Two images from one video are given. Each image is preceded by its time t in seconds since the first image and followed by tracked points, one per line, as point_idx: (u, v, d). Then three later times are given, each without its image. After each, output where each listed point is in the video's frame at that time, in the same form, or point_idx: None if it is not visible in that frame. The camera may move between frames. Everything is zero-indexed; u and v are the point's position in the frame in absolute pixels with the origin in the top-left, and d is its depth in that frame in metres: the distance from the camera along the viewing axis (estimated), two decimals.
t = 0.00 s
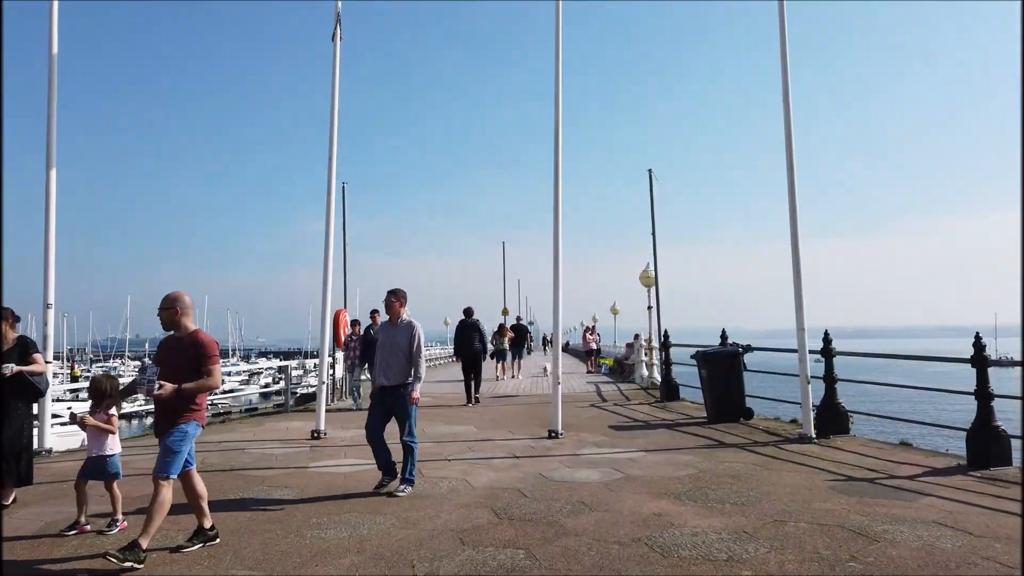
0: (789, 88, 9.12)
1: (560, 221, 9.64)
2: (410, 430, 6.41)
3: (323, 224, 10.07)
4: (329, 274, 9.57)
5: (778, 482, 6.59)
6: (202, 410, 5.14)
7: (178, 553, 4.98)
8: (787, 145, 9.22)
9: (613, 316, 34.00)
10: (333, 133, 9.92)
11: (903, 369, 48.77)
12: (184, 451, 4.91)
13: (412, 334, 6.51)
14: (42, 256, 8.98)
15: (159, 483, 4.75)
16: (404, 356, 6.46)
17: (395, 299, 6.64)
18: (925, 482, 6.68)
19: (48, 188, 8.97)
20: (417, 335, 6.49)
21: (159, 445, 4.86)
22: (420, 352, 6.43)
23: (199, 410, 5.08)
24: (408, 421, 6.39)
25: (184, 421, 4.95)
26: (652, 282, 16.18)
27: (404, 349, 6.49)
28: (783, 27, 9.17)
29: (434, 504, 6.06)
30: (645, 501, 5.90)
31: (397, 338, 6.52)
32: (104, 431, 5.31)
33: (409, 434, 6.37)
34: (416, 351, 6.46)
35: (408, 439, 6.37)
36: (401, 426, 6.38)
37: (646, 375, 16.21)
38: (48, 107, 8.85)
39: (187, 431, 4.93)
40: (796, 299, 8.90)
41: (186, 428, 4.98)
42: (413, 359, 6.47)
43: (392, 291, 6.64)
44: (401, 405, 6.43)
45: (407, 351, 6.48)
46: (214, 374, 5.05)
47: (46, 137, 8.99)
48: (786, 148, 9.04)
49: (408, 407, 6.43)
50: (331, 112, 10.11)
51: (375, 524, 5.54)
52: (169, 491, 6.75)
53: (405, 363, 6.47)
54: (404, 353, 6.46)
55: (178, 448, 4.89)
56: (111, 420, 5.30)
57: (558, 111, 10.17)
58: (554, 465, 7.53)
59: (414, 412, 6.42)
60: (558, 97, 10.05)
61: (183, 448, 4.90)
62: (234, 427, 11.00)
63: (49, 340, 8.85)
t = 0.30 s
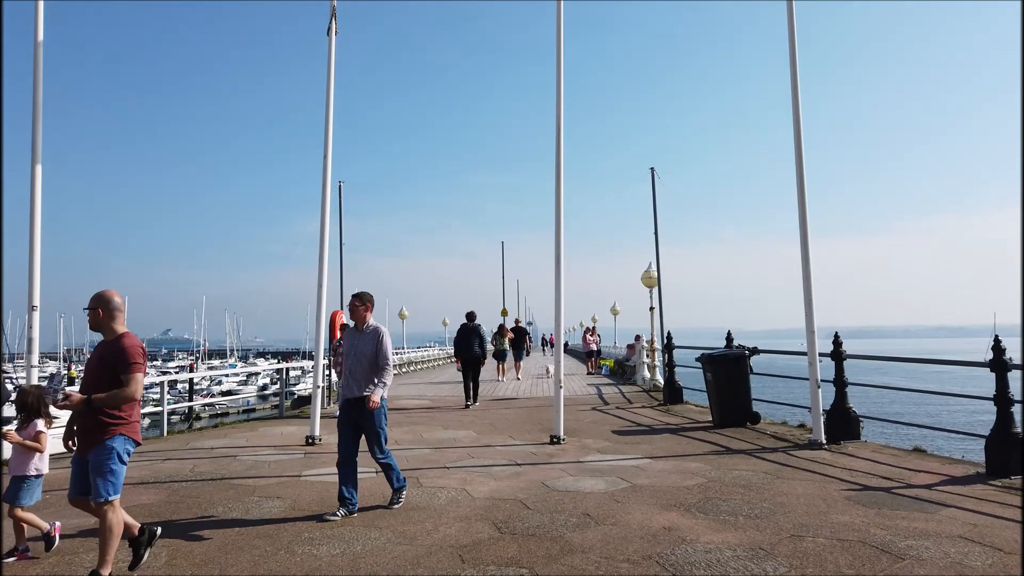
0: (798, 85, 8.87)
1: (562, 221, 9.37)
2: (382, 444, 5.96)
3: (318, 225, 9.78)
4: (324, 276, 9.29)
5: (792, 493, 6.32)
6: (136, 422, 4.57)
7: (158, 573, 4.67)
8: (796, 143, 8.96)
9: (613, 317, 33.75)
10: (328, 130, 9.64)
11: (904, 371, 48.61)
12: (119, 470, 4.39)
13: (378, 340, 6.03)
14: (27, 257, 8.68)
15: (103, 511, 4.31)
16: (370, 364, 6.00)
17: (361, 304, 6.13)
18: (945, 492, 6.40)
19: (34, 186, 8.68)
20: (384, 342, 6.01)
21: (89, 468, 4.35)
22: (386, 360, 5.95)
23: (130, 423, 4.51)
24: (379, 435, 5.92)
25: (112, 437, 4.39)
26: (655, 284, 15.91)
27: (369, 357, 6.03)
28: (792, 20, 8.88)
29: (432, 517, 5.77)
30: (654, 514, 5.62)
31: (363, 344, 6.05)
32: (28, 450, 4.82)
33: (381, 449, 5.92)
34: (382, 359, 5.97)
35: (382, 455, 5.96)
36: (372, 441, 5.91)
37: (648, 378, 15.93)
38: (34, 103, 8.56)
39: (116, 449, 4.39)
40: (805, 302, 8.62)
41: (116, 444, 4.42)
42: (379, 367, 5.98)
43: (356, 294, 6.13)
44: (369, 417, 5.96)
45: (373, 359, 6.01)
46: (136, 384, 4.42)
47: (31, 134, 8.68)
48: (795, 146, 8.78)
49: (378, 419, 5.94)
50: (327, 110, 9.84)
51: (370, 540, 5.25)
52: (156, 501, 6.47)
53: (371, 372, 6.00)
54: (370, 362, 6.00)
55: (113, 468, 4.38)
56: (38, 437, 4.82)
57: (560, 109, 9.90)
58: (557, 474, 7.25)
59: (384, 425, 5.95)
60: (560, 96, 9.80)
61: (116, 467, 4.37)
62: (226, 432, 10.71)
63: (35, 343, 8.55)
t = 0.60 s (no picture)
0: (807, 78, 8.65)
1: (565, 217, 9.15)
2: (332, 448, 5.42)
3: (316, 222, 9.56)
4: (321, 274, 9.06)
5: (806, 498, 6.09)
6: (72, 428, 4.20)
7: None
8: (805, 137, 8.75)
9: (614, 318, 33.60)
10: (326, 125, 9.41)
11: (905, 372, 48.47)
12: (61, 481, 4.07)
13: (349, 338, 5.66)
14: (15, 253, 8.43)
15: (55, 525, 4.04)
16: (341, 360, 5.64)
17: (330, 297, 5.80)
18: (963, 496, 6.18)
19: (23, 181, 8.43)
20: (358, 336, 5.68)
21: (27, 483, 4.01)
22: (360, 354, 5.60)
23: (65, 431, 4.14)
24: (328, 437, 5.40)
25: (48, 449, 4.04)
26: (657, 282, 15.68)
27: (340, 353, 5.66)
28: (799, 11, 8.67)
29: (432, 523, 5.56)
30: (664, 520, 5.39)
31: (332, 339, 5.70)
32: None
33: (325, 453, 5.37)
34: (356, 353, 5.62)
35: (324, 462, 5.37)
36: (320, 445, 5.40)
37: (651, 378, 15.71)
38: (23, 95, 8.32)
39: (56, 459, 4.05)
40: (815, 299, 8.41)
41: (53, 455, 4.08)
42: (353, 362, 5.62)
43: (325, 288, 5.83)
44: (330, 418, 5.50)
45: (344, 354, 5.65)
46: (57, 387, 4.02)
47: (20, 127, 8.45)
48: (804, 141, 8.57)
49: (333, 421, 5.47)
50: (325, 104, 9.61)
51: (366, 547, 5.02)
52: (145, 506, 6.22)
53: (343, 368, 5.62)
54: (340, 357, 5.63)
55: (56, 481, 4.06)
56: None
57: (563, 103, 9.69)
58: (561, 477, 7.02)
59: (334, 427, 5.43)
60: (563, 91, 9.57)
61: (58, 478, 4.06)
62: (223, 434, 10.48)
63: (24, 341, 8.32)
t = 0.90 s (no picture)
0: (820, 71, 8.38)
1: (569, 215, 8.88)
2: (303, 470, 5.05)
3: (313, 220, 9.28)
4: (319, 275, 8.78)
5: (826, 507, 5.82)
6: None
7: None
8: (817, 132, 8.48)
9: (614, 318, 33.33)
10: (324, 120, 9.13)
11: (906, 373, 48.28)
12: None
13: (313, 346, 5.20)
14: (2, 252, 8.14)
15: None
16: (302, 368, 5.16)
17: (294, 299, 5.30)
18: (989, 505, 5.92)
19: (10, 177, 8.16)
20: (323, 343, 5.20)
21: None
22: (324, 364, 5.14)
23: None
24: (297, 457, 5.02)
25: None
26: (661, 283, 15.41)
27: (302, 361, 5.18)
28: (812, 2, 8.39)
29: (435, 534, 5.29)
30: (679, 532, 5.12)
31: (294, 346, 5.21)
32: None
33: (297, 475, 4.99)
34: (320, 363, 5.15)
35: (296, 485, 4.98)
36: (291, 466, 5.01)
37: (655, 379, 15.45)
38: (11, 88, 8.05)
39: None
40: (828, 300, 8.14)
41: None
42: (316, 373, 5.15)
43: (290, 288, 5.31)
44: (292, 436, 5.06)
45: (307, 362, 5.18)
46: None
47: (7, 121, 8.16)
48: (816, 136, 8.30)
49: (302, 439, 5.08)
50: (323, 97, 9.33)
51: (366, 561, 4.75)
52: (135, 516, 5.96)
53: (305, 379, 5.15)
54: (303, 366, 5.16)
55: None
56: None
57: (568, 98, 9.41)
58: (568, 485, 6.74)
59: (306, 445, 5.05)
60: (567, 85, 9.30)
61: None
62: (217, 438, 10.19)
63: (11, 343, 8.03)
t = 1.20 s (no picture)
0: (829, 64, 8.17)
1: (571, 211, 8.66)
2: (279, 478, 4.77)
3: (309, 216, 9.04)
4: (314, 273, 8.54)
5: (839, 513, 5.59)
6: None
7: None
8: (826, 125, 8.26)
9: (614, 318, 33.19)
10: (320, 112, 8.89)
11: (906, 373, 48.15)
12: None
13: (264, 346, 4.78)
14: None
15: None
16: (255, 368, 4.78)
17: (251, 295, 4.94)
18: (1009, 510, 5.70)
19: None
20: (276, 339, 4.77)
21: None
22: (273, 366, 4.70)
23: None
24: (272, 465, 4.72)
25: None
26: (663, 282, 15.20)
27: (255, 361, 4.80)
28: None
29: (434, 541, 5.07)
30: (688, 539, 4.90)
31: (248, 344, 4.84)
32: None
33: (273, 484, 4.68)
34: (271, 361, 4.73)
35: (272, 497, 4.68)
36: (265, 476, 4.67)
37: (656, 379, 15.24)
38: None
39: None
40: (837, 299, 7.92)
41: None
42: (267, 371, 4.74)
43: (245, 283, 4.96)
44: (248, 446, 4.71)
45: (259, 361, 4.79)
46: None
47: None
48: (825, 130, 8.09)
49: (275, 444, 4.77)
50: (318, 92, 9.11)
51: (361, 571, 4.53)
52: (121, 522, 5.72)
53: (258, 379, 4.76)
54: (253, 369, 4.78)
55: None
56: None
57: (569, 93, 9.21)
58: (571, 489, 6.52)
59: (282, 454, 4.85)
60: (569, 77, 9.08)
61: None
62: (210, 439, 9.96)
63: None
